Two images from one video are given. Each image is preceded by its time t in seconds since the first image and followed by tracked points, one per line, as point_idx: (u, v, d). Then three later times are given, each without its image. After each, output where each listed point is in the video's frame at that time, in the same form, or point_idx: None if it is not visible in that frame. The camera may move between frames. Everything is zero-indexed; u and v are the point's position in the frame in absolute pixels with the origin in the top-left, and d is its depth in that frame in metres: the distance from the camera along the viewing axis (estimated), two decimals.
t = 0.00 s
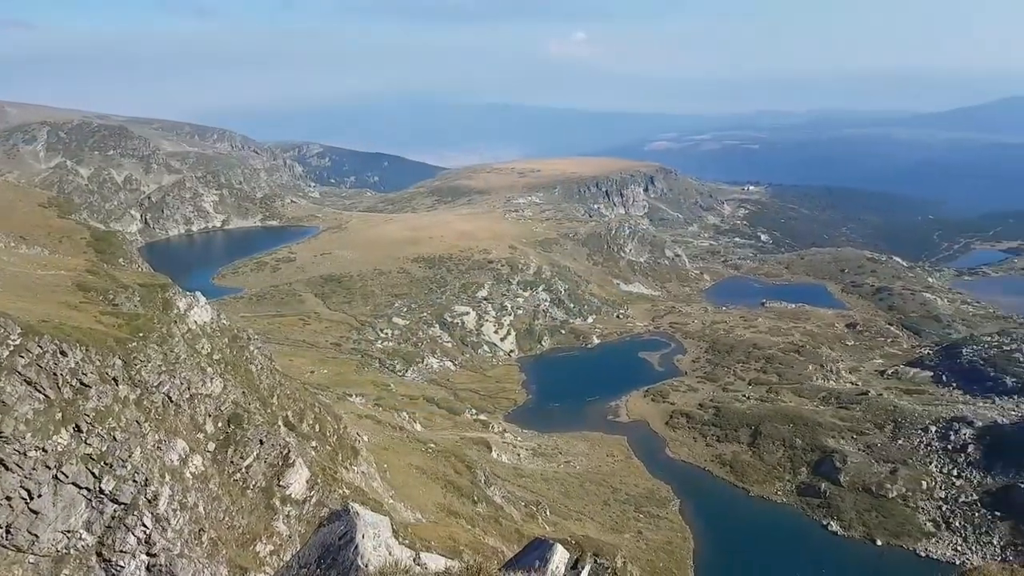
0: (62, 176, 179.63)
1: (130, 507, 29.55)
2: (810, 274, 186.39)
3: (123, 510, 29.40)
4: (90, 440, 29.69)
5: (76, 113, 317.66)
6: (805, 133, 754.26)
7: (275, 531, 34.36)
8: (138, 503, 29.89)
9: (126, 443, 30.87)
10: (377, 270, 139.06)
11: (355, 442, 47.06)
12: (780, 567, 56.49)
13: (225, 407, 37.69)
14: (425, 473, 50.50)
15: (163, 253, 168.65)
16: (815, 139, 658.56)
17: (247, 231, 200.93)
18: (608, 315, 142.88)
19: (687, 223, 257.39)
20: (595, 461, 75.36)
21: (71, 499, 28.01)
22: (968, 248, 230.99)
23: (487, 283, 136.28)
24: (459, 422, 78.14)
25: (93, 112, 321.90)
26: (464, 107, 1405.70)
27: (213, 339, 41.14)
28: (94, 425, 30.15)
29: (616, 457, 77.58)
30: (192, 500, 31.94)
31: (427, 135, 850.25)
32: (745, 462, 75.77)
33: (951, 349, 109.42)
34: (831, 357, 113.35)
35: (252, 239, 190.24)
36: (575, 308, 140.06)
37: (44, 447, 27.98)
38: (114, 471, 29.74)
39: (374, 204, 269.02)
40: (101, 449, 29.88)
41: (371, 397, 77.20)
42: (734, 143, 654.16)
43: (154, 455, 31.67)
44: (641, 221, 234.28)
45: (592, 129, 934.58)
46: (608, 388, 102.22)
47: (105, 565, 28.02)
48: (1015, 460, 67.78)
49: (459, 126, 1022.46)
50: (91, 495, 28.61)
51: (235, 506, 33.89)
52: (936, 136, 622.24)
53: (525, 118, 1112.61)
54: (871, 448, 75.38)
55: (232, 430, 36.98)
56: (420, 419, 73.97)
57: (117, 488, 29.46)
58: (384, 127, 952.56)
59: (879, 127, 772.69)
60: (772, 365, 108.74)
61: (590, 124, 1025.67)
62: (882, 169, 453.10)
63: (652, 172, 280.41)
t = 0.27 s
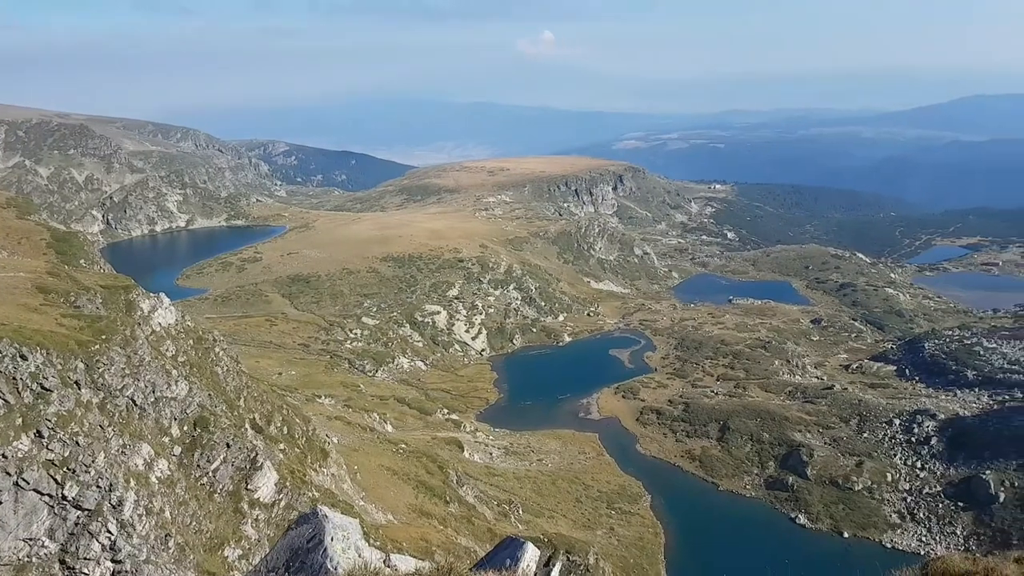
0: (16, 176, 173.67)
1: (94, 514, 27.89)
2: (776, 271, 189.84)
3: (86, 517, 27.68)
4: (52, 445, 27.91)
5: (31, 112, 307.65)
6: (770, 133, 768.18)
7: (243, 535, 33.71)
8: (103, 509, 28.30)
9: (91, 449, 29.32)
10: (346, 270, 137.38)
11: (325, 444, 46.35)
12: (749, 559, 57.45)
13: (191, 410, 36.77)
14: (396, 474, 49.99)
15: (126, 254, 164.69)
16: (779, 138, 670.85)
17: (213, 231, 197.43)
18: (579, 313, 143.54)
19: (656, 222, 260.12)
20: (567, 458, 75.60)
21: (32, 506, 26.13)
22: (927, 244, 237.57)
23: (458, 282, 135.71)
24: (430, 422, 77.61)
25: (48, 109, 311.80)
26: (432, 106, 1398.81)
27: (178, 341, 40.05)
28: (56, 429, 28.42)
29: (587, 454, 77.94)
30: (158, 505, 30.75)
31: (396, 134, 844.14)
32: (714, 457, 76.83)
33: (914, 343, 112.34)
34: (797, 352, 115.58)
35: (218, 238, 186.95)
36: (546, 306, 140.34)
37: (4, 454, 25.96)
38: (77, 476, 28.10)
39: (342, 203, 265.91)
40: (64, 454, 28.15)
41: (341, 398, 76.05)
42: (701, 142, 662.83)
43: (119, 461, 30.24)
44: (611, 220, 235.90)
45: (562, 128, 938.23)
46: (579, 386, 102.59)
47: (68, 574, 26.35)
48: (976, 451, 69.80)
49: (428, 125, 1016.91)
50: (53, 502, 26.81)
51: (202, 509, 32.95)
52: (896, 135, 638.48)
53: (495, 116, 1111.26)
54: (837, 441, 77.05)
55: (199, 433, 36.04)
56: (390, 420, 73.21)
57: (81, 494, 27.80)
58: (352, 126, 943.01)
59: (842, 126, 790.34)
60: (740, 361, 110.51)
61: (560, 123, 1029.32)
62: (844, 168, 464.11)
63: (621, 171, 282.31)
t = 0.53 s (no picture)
0: None
1: (52, 522, 26.41)
2: (738, 268, 193.28)
3: (43, 525, 26.11)
4: (7, 454, 26.31)
5: None
6: (732, 132, 781.84)
7: (208, 541, 32.69)
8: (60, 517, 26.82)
9: (48, 457, 27.81)
10: (310, 270, 135.16)
11: (290, 448, 45.36)
12: (715, 553, 58.31)
13: (152, 415, 35.71)
14: (362, 476, 49.29)
15: (83, 255, 159.67)
16: (742, 137, 683.21)
17: (173, 231, 192.82)
18: (546, 311, 143.94)
19: (621, 220, 262.34)
20: (535, 456, 75.70)
21: None
22: (884, 240, 244.59)
23: (424, 281, 134.73)
24: (397, 423, 76.73)
25: None
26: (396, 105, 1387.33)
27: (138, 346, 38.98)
28: (11, 436, 26.90)
29: (555, 452, 78.18)
30: (118, 512, 29.49)
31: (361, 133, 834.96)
32: (679, 452, 77.79)
33: (873, 337, 115.53)
34: (759, 347, 117.80)
35: (178, 238, 182.70)
36: (513, 305, 140.34)
37: None
38: (33, 485, 26.49)
39: (305, 202, 261.67)
40: (19, 462, 26.53)
41: (305, 401, 74.60)
42: (666, 141, 671.02)
43: (77, 469, 28.86)
44: (577, 219, 237.15)
45: (528, 128, 940.25)
46: (546, 384, 102.84)
47: None
48: (933, 442, 71.86)
49: (394, 124, 1008.14)
50: (9, 511, 25.29)
51: (164, 516, 31.88)
52: (853, 133, 655.88)
53: (461, 115, 1107.46)
54: (799, 434, 78.73)
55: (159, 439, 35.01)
56: (357, 422, 72.11)
57: (38, 502, 26.26)
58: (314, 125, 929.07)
59: (801, 125, 808.59)
60: (704, 357, 112.17)
61: (526, 122, 1031.07)
62: (803, 166, 474.91)
63: (586, 169, 283.83)
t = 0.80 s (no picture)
0: None
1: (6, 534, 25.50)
2: (701, 265, 196.37)
3: None
4: None
5: None
6: (693, 131, 793.93)
7: (171, 549, 31.56)
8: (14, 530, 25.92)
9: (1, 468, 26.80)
10: (271, 271, 132.62)
11: (254, 453, 44.36)
12: (681, 547, 59.19)
13: (109, 421, 34.29)
14: (329, 479, 48.53)
15: (35, 258, 154.40)
16: (703, 136, 694.54)
17: (130, 232, 187.79)
18: (512, 310, 143.97)
19: (586, 219, 264.04)
20: (504, 455, 75.63)
21: None
22: (841, 237, 251.25)
23: (389, 282, 133.44)
24: (363, 425, 75.90)
25: None
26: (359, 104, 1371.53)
27: (95, 350, 37.60)
28: None
29: (524, 451, 78.22)
30: (76, 521, 28.43)
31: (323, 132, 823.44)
32: (646, 447, 78.66)
33: (832, 332, 118.53)
34: (722, 343, 119.89)
35: (135, 240, 178.19)
36: (479, 304, 139.99)
37: None
38: None
39: (265, 202, 256.65)
40: None
41: (269, 404, 73.25)
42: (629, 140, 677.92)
43: (32, 480, 27.86)
44: (542, 218, 237.71)
45: (493, 127, 939.90)
46: (514, 384, 102.86)
47: None
48: (892, 434, 73.91)
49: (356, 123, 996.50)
50: None
51: (124, 525, 30.77)
52: (810, 132, 672.30)
53: (426, 114, 1100.88)
54: (762, 428, 80.31)
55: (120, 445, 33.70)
56: (322, 425, 71.07)
57: None
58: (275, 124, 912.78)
59: (760, 124, 825.49)
60: (669, 353, 113.69)
61: (491, 121, 1030.41)
62: (762, 164, 485.02)
63: (550, 168, 284.72)
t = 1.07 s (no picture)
0: None
1: None
2: (666, 264, 198.87)
3: None
4: None
5: None
6: (657, 131, 803.96)
7: (133, 558, 30.04)
8: None
9: None
10: (233, 273, 129.78)
11: (218, 459, 43.24)
12: (648, 543, 59.71)
13: (68, 429, 32.91)
14: (295, 484, 47.63)
15: None
16: (667, 135, 703.09)
17: (85, 235, 182.59)
18: (480, 310, 143.63)
19: (552, 218, 265.08)
20: (473, 456, 75.39)
21: None
22: (802, 234, 257.07)
23: (355, 283, 131.85)
24: (330, 428, 74.85)
25: None
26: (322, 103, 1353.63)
27: (50, 356, 36.12)
28: None
29: (493, 451, 78.07)
30: (34, 532, 27.49)
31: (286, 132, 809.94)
32: (614, 444, 79.29)
33: (794, 327, 121.18)
34: (687, 339, 121.60)
35: (91, 242, 173.41)
36: (447, 305, 139.40)
37: None
38: None
39: (226, 203, 251.31)
40: None
41: (232, 409, 71.71)
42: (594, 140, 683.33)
43: None
44: (509, 217, 237.73)
45: (459, 127, 936.82)
46: (482, 384, 102.64)
47: None
48: (853, 426, 75.80)
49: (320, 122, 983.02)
50: None
51: (84, 533, 29.44)
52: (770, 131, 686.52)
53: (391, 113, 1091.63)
54: (727, 423, 81.62)
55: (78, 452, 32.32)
56: (287, 429, 69.85)
57: None
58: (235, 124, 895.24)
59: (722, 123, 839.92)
60: (636, 351, 114.84)
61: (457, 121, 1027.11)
62: (724, 163, 493.61)
63: (516, 168, 284.95)
